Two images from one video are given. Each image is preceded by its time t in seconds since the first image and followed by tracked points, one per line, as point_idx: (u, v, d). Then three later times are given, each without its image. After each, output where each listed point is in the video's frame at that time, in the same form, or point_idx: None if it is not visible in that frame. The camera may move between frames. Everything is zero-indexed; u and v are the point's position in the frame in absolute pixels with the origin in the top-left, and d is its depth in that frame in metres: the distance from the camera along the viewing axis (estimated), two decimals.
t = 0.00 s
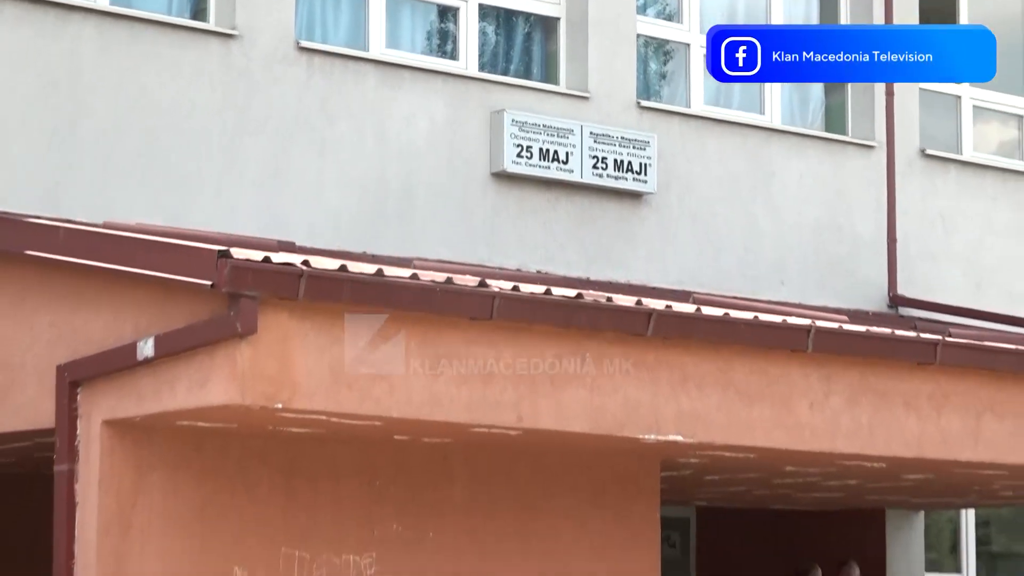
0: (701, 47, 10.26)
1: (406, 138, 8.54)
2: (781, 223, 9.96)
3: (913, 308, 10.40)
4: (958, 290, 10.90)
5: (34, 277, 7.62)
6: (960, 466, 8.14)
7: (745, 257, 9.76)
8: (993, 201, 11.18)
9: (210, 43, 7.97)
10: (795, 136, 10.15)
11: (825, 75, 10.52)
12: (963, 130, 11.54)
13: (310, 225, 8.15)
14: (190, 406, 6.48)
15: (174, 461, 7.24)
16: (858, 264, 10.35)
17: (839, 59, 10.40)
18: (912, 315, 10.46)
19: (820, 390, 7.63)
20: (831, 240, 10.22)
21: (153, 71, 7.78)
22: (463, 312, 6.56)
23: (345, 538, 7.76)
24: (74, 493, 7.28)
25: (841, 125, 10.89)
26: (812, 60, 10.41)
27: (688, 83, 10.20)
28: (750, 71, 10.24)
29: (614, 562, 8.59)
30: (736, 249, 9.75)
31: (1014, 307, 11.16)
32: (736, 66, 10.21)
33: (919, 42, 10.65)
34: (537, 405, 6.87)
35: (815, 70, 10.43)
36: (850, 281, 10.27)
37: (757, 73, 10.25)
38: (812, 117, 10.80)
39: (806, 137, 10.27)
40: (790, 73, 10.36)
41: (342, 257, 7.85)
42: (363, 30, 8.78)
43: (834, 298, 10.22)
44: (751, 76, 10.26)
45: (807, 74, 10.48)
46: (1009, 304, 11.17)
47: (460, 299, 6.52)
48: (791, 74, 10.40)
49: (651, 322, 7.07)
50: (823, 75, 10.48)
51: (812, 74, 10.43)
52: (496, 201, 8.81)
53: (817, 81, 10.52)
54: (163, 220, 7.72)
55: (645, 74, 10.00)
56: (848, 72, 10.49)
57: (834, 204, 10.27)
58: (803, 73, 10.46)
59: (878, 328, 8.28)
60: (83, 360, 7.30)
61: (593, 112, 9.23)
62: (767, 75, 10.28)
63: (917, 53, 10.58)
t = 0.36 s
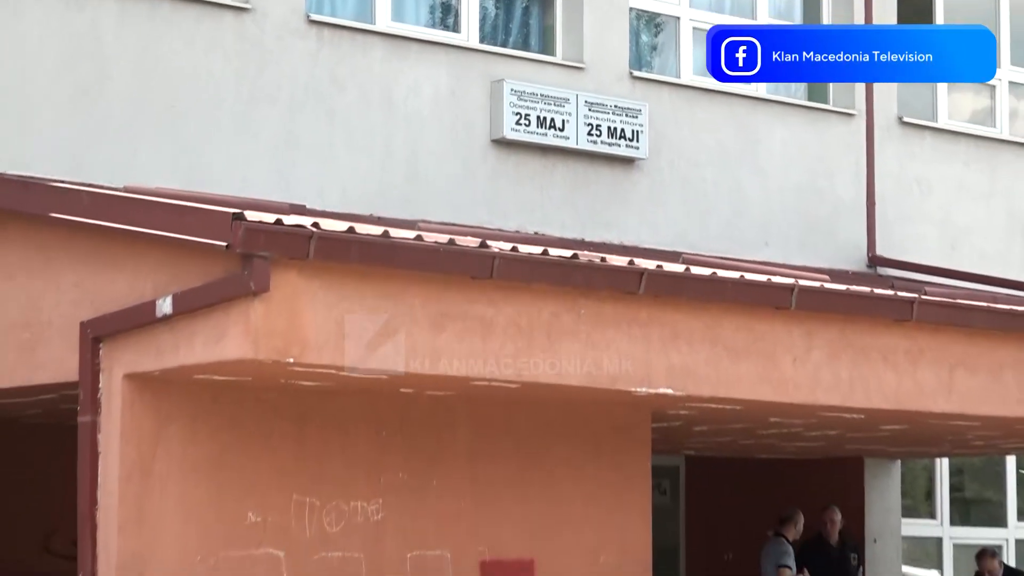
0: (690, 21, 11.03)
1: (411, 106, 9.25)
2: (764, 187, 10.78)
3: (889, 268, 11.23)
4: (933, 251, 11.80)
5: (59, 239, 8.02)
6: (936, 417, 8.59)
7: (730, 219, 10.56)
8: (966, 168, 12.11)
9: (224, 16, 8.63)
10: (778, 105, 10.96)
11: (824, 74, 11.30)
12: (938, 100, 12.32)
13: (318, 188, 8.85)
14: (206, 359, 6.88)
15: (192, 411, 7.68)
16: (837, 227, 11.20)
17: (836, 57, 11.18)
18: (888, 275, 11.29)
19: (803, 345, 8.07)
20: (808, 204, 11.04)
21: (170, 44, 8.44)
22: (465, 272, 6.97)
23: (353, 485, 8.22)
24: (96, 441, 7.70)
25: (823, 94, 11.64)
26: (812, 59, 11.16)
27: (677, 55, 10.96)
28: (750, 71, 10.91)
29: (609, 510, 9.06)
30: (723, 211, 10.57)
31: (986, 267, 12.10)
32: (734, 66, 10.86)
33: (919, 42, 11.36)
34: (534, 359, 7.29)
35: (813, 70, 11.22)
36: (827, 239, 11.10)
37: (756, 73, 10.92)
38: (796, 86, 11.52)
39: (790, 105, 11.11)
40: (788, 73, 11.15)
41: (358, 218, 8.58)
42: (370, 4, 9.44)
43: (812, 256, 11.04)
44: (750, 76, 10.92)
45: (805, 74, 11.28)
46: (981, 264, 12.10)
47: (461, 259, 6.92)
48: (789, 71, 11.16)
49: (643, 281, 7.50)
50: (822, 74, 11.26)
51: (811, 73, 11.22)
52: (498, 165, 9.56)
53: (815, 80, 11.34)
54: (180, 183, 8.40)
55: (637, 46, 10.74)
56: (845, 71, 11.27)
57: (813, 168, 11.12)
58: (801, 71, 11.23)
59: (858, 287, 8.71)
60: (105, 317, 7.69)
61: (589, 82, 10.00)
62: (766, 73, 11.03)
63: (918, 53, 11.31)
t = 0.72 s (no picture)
0: None
1: (417, 78, 9.83)
2: (751, 155, 11.44)
3: (871, 232, 11.85)
4: (909, 216, 12.45)
5: (82, 205, 8.43)
6: (913, 374, 9.06)
7: (719, 186, 11.22)
8: (942, 138, 12.77)
9: None
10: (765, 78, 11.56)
11: (824, 74, 11.84)
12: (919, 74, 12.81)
13: (328, 156, 9.46)
14: (221, 319, 7.28)
15: (210, 367, 8.11)
16: (822, 194, 11.86)
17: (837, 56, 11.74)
18: (868, 239, 11.98)
19: (788, 306, 8.51)
20: (793, 170, 11.68)
21: (188, 20, 9.02)
22: (468, 236, 7.38)
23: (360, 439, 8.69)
24: (118, 397, 8.06)
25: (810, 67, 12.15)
26: (812, 59, 11.70)
27: (669, 31, 11.49)
28: (750, 71, 11.45)
29: (603, 462, 9.55)
30: (713, 177, 11.22)
31: (961, 232, 12.77)
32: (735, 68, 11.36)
33: (918, 43, 12.18)
34: (533, 319, 7.73)
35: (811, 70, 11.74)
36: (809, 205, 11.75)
37: (757, 72, 11.46)
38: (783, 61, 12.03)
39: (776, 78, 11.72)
40: (789, 73, 11.62)
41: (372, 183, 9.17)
42: None
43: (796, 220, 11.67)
44: (750, 76, 11.46)
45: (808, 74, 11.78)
46: (955, 230, 12.78)
47: (463, 224, 7.33)
48: (791, 72, 11.66)
49: (636, 245, 7.92)
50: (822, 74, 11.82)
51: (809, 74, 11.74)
52: (499, 134, 10.18)
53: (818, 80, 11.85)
54: (196, 151, 8.98)
55: (630, 21, 11.32)
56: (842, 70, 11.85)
57: (798, 137, 11.76)
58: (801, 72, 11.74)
59: (839, 251, 9.14)
60: (126, 279, 8.08)
61: (585, 56, 10.59)
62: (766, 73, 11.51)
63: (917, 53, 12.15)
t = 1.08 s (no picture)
0: None
1: (419, 54, 10.92)
2: (735, 123, 12.54)
3: (851, 199, 13.01)
4: (889, 181, 13.51)
5: (104, 172, 8.88)
6: (891, 333, 9.54)
7: (707, 151, 12.38)
8: (918, 109, 13.76)
9: None
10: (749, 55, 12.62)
11: (825, 75, 11.03)
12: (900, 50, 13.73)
13: (337, 126, 10.55)
14: (234, 280, 7.73)
15: (223, 326, 8.56)
16: (802, 161, 12.96)
17: (838, 58, 10.54)
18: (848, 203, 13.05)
19: (772, 269, 8.98)
20: (777, 140, 12.79)
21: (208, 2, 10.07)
22: (469, 203, 7.82)
23: (366, 395, 9.17)
24: (137, 356, 8.48)
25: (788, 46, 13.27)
26: (813, 60, 10.82)
27: (659, 7, 12.45)
28: (751, 70, 11.79)
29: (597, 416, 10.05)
30: (701, 145, 12.36)
31: (937, 200, 13.86)
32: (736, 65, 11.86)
33: (920, 43, 10.00)
34: (530, 280, 8.20)
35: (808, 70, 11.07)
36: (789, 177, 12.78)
37: (757, 71, 11.64)
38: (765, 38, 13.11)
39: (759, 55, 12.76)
40: (789, 72, 11.22)
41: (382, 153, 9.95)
42: None
43: (775, 186, 12.79)
44: (752, 74, 11.82)
45: (800, 75, 11.31)
46: (935, 198, 13.86)
47: (464, 191, 7.76)
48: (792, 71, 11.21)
49: (628, 211, 8.36)
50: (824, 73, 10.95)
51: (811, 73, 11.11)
52: (500, 104, 11.29)
53: (813, 81, 11.20)
54: (211, 122, 10.04)
55: None
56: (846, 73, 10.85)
57: (780, 107, 12.80)
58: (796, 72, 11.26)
59: (821, 216, 9.57)
60: (144, 242, 8.51)
61: (578, 32, 11.64)
62: (764, 73, 11.77)
63: (920, 52, 9.93)
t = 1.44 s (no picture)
0: None
1: (416, 30, 11.33)
2: (722, 96, 12.94)
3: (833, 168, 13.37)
4: (870, 153, 13.93)
5: (113, 144, 9.20)
6: (871, 298, 9.90)
7: (695, 124, 12.78)
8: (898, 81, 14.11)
9: None
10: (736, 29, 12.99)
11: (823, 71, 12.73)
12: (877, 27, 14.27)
13: (336, 100, 10.96)
14: (238, 248, 8.05)
15: (228, 291, 8.90)
16: (788, 132, 13.33)
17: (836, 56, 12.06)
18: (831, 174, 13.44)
19: (757, 237, 9.33)
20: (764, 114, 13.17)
21: None
22: (465, 173, 8.15)
23: (366, 392, 9.54)
24: (145, 320, 8.82)
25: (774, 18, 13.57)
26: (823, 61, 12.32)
27: None
28: (749, 69, 12.93)
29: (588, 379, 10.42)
30: (689, 118, 12.75)
31: (914, 169, 14.25)
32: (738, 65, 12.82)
33: (920, 41, 11.35)
34: (525, 248, 8.53)
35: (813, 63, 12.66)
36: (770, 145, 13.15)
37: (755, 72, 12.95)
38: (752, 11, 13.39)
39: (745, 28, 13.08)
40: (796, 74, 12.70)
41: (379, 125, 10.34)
42: None
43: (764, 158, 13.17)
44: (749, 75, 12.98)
45: (799, 72, 12.96)
46: (910, 166, 14.26)
47: (461, 161, 8.09)
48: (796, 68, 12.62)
49: (619, 181, 8.70)
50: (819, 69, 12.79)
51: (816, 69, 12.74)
52: (494, 78, 11.69)
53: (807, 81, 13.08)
54: (215, 95, 10.46)
55: None
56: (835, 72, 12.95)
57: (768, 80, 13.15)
58: (795, 71, 12.96)
59: (804, 186, 9.90)
60: (151, 211, 8.82)
61: (572, 7, 11.99)
62: (765, 73, 12.93)
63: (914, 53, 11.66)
